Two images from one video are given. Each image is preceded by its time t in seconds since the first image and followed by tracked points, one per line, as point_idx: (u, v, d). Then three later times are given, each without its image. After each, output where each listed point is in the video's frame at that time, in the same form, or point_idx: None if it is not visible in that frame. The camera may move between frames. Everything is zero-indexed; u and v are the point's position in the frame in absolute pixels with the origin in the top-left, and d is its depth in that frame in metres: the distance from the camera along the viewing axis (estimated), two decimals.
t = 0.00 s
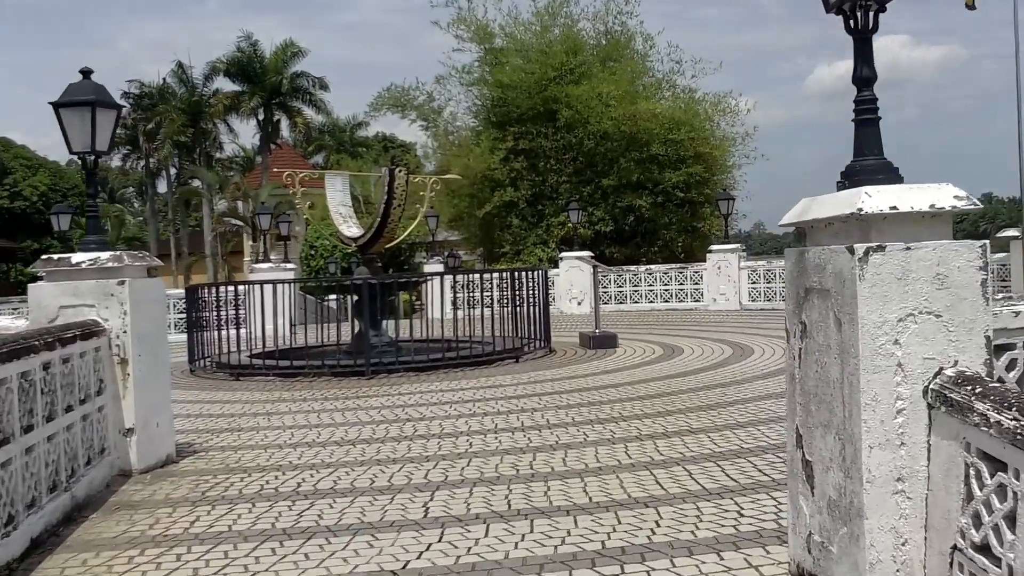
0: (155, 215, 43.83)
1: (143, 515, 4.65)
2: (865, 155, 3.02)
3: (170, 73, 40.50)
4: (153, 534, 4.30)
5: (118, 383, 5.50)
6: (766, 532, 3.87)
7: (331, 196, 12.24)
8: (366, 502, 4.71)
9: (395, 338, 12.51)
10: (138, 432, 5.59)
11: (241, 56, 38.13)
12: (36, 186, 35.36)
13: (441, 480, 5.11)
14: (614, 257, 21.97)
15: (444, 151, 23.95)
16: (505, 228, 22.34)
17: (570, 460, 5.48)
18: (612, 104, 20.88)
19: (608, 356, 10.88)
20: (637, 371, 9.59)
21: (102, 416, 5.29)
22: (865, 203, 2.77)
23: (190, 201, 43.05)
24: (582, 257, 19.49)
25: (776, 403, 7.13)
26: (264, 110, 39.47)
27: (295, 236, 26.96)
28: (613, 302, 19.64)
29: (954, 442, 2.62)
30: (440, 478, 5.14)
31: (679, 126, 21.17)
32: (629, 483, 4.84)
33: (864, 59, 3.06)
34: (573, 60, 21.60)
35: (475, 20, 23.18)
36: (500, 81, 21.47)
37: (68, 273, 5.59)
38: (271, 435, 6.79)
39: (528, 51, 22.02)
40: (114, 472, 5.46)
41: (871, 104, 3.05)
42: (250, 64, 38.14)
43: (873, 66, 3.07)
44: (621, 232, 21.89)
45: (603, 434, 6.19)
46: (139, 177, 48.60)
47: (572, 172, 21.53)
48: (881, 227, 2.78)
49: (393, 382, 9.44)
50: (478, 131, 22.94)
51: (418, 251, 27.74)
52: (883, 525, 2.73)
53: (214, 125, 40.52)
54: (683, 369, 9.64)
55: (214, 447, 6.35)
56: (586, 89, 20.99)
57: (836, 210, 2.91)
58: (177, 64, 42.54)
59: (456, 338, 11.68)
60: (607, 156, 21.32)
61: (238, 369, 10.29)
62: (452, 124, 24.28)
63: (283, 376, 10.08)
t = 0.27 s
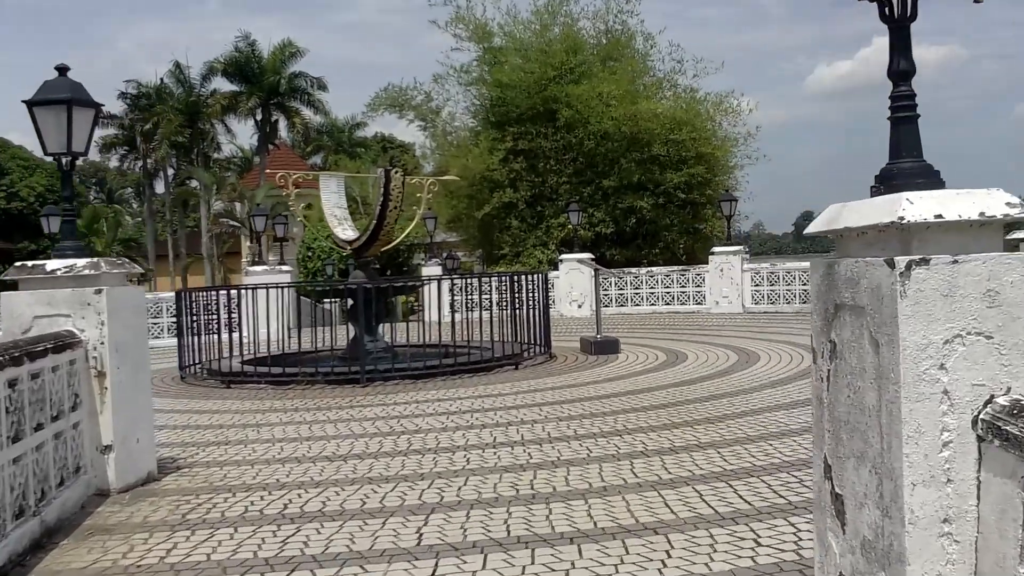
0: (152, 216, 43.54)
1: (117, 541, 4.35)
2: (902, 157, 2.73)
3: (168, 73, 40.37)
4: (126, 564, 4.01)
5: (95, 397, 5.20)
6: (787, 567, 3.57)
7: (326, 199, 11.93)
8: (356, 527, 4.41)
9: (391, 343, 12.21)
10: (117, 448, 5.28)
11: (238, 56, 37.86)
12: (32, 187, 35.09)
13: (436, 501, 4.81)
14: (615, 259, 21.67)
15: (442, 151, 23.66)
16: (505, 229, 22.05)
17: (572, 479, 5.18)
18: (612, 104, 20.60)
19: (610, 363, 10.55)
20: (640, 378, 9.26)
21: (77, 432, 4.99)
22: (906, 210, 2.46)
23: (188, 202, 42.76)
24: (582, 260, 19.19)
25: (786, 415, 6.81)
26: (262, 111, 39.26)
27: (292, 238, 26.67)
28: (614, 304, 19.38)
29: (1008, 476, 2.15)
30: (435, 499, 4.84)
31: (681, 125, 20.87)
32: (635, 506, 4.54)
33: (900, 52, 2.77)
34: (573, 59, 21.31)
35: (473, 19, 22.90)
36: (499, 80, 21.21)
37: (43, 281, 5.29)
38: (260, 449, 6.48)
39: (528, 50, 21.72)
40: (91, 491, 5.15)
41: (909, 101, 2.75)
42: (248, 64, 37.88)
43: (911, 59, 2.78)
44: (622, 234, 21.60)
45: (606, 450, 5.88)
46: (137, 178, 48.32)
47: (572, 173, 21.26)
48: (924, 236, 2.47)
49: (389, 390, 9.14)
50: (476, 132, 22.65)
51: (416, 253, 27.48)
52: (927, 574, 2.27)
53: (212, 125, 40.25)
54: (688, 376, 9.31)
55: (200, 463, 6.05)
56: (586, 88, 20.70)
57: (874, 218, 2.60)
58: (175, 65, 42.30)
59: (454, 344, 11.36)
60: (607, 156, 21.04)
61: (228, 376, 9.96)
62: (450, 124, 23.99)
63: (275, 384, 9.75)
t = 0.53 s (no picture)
0: (150, 216, 43.26)
1: (92, 565, 4.06)
2: (952, 151, 2.44)
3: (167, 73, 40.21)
4: None
5: (73, 409, 4.91)
6: None
7: (322, 199, 11.64)
8: (349, 550, 4.11)
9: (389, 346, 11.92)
10: (96, 463, 4.99)
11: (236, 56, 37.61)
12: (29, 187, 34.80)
13: (434, 521, 4.51)
14: (616, 260, 21.36)
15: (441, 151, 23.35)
16: (504, 230, 21.75)
17: (578, 495, 4.89)
18: (614, 102, 20.31)
19: (613, 367, 10.26)
20: (646, 384, 8.95)
21: (53, 446, 4.69)
22: (965, 210, 2.16)
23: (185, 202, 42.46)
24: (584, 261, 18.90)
25: (799, 425, 6.52)
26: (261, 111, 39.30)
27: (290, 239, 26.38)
28: (616, 306, 19.14)
29: None
30: (433, 518, 4.54)
31: (683, 124, 20.57)
32: (646, 527, 4.25)
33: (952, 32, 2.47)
34: (574, 57, 21.03)
35: (473, 17, 22.60)
36: (499, 79, 20.94)
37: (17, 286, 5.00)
38: (249, 460, 6.19)
39: (528, 48, 21.42)
40: (68, 509, 4.85)
41: (960, 88, 2.46)
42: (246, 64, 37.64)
43: (963, 41, 2.49)
44: (623, 234, 21.30)
45: (612, 462, 5.60)
46: (135, 178, 48.03)
47: (573, 172, 20.98)
48: (984, 240, 2.17)
49: (386, 397, 8.85)
50: (476, 131, 22.34)
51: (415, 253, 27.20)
52: None
53: (210, 125, 39.99)
54: (694, 381, 9.00)
55: (186, 476, 5.76)
56: (587, 87, 20.40)
57: (923, 220, 2.31)
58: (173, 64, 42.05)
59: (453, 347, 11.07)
60: (609, 156, 20.76)
61: (221, 382, 9.66)
62: (450, 123, 23.70)
63: (269, 391, 9.46)
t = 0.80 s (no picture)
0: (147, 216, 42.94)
1: None
2: (1019, 148, 2.16)
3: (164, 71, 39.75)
4: None
5: (48, 424, 4.61)
6: None
7: (318, 200, 11.33)
8: None
9: (387, 351, 11.62)
10: (73, 481, 4.68)
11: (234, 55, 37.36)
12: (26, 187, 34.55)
13: (435, 549, 4.20)
14: (617, 261, 21.04)
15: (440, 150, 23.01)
16: (504, 231, 21.45)
17: (586, 517, 4.58)
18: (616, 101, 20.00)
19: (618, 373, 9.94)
20: (653, 391, 8.64)
21: (28, 462, 4.41)
22: None
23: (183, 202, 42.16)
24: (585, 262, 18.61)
25: (816, 437, 6.22)
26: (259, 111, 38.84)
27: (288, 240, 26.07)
28: (618, 308, 18.86)
29: None
30: (432, 544, 4.24)
31: (686, 123, 20.25)
32: (662, 554, 3.95)
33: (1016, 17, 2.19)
34: (575, 55, 20.73)
35: (473, 15, 22.29)
36: (499, 77, 20.67)
37: None
38: (239, 475, 5.90)
39: (529, 46, 21.10)
40: (42, 532, 4.55)
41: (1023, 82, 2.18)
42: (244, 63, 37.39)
43: None
44: (625, 235, 21.00)
45: (621, 479, 5.30)
46: (133, 178, 47.68)
47: (574, 172, 20.70)
48: None
49: (384, 405, 8.55)
50: (476, 130, 22.01)
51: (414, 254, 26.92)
52: None
53: (208, 124, 39.70)
54: (703, 387, 8.69)
55: (172, 493, 5.45)
56: (588, 85, 20.10)
57: (990, 227, 2.02)
58: (171, 64, 41.80)
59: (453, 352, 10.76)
60: (610, 155, 20.46)
61: (213, 390, 9.34)
62: (449, 122, 23.38)
63: (263, 398, 9.14)
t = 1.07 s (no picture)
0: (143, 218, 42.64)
1: None
2: None
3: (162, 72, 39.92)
4: None
5: (15, 445, 4.32)
6: None
7: (310, 203, 11.02)
8: None
9: (382, 358, 11.32)
10: (43, 505, 4.39)
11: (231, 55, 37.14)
12: (20, 188, 34.25)
13: None
14: (617, 264, 20.75)
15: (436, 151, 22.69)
16: (502, 233, 21.17)
17: (590, 545, 4.29)
18: (616, 101, 19.71)
19: (620, 381, 9.63)
20: (656, 400, 8.33)
21: None
22: None
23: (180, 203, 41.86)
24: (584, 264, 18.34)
25: (829, 453, 5.92)
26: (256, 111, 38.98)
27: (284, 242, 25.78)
28: (618, 311, 18.59)
29: None
30: None
31: (687, 124, 19.94)
32: None
33: None
34: (574, 55, 20.45)
35: (470, 13, 22.00)
36: (497, 77, 20.38)
37: None
38: (223, 495, 5.60)
39: (527, 46, 20.81)
40: (9, 560, 4.25)
41: None
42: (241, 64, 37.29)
43: None
44: (625, 237, 20.71)
45: (625, 501, 5.01)
46: (128, 179, 47.37)
47: (573, 173, 20.45)
48: None
49: (378, 416, 8.26)
50: (473, 131, 21.72)
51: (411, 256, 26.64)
52: None
53: (204, 125, 39.43)
54: (707, 397, 8.37)
55: (150, 516, 5.16)
56: (587, 85, 19.82)
57: None
58: (167, 64, 41.56)
59: (449, 358, 10.45)
60: (610, 155, 20.18)
61: (201, 400, 9.03)
62: (446, 123, 23.09)
63: (254, 409, 8.83)
